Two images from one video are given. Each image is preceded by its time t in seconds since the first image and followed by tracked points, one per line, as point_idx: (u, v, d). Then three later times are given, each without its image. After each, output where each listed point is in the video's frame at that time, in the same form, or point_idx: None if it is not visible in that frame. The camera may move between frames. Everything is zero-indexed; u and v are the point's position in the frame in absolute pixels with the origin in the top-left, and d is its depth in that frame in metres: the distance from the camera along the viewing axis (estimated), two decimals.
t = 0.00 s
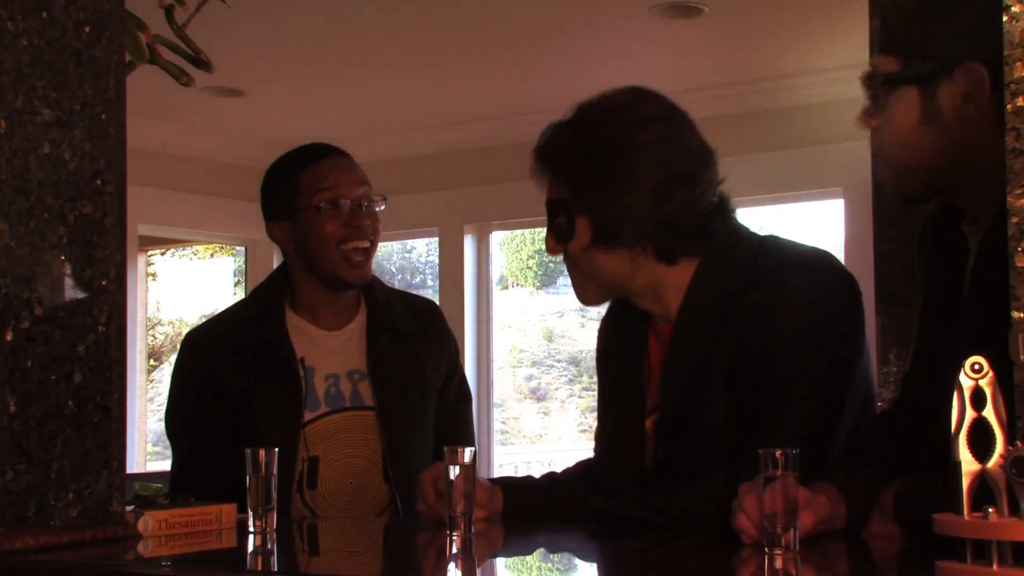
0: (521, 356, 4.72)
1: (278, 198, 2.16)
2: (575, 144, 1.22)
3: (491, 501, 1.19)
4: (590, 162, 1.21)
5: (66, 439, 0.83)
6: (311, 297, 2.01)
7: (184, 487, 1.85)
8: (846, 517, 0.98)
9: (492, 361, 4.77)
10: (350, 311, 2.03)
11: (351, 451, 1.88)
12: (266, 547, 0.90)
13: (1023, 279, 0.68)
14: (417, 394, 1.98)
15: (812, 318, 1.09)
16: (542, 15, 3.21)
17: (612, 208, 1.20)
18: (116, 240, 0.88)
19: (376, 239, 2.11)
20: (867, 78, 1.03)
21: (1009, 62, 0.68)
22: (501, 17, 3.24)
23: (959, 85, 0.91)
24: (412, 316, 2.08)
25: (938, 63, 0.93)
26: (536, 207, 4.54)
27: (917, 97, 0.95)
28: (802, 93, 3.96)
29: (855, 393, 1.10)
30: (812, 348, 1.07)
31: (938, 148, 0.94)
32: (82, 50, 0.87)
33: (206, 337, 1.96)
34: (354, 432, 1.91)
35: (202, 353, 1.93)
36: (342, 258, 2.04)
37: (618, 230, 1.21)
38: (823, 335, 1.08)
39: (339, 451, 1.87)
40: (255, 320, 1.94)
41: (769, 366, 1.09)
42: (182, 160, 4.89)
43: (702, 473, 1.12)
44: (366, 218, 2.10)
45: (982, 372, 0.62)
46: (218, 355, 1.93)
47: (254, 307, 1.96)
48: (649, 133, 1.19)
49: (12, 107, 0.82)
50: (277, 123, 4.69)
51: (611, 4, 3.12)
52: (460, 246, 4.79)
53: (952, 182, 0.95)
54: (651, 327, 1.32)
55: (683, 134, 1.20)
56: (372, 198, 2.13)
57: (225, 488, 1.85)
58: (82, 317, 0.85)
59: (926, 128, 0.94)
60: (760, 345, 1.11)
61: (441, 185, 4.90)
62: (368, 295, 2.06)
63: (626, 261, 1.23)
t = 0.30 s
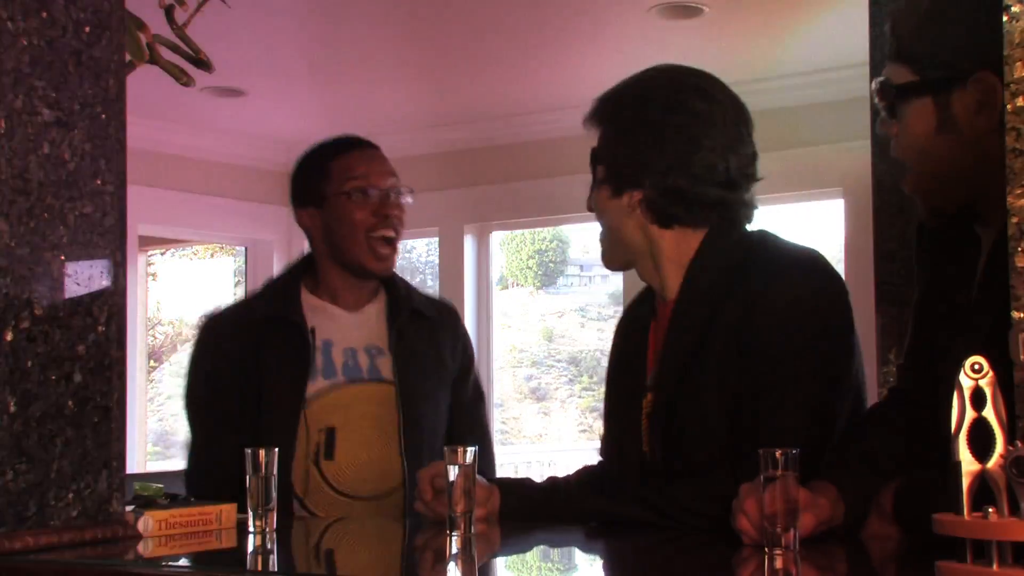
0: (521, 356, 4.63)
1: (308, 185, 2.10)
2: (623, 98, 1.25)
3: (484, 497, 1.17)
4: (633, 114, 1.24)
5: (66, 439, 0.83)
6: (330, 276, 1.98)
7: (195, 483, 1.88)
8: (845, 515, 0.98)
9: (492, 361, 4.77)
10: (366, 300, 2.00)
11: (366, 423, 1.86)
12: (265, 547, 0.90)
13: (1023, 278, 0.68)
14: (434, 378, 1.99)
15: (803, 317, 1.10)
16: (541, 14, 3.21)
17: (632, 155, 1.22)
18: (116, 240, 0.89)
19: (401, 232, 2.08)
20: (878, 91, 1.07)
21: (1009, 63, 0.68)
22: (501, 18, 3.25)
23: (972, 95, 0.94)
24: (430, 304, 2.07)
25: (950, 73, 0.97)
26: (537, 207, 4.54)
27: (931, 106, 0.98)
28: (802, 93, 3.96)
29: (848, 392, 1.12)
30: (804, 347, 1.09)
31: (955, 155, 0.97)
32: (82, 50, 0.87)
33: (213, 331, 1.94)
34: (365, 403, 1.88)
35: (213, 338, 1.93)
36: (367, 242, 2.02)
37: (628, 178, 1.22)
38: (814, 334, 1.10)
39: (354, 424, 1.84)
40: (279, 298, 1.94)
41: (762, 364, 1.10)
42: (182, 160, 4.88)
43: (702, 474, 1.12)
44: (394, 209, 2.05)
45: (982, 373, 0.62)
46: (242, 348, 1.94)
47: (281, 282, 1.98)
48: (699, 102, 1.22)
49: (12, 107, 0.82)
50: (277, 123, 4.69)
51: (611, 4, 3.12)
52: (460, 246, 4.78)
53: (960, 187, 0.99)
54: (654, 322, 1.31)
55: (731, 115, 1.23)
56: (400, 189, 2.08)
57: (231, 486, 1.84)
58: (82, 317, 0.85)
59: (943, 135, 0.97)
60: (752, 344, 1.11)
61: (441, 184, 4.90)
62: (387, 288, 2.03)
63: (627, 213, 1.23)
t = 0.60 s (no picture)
0: (520, 356, 4.72)
1: (320, 199, 2.24)
2: (625, 99, 1.23)
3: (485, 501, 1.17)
4: (629, 119, 1.21)
5: (66, 439, 0.83)
6: (341, 292, 2.10)
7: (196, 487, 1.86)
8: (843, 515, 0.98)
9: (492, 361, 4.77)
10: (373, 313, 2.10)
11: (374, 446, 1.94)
12: (265, 547, 0.90)
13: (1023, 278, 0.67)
14: (438, 395, 2.06)
15: (801, 315, 1.09)
16: (541, 14, 3.21)
17: (632, 160, 1.22)
18: (116, 240, 0.88)
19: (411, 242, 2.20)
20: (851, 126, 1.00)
21: (1009, 62, 0.68)
22: (501, 18, 3.25)
23: (949, 138, 0.88)
24: (435, 322, 2.16)
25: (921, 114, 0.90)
26: (536, 207, 4.53)
27: (907, 149, 0.92)
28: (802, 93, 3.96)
29: (849, 390, 1.10)
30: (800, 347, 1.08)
31: (942, 195, 0.92)
32: (82, 50, 0.87)
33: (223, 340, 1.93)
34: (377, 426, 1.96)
35: (221, 346, 1.92)
36: (383, 254, 2.14)
37: (629, 183, 1.23)
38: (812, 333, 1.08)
39: (364, 446, 1.93)
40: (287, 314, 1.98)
41: (759, 365, 1.10)
42: (182, 160, 4.88)
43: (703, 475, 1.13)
44: (405, 221, 2.19)
45: (982, 373, 0.62)
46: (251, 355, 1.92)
47: (291, 296, 2.02)
48: (691, 106, 1.18)
49: (12, 107, 0.82)
50: (277, 123, 4.69)
51: (610, 4, 3.12)
52: (460, 246, 4.79)
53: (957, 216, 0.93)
54: (656, 323, 1.33)
55: (728, 119, 1.19)
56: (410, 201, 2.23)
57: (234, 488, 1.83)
58: (82, 317, 0.85)
59: (926, 176, 0.92)
60: (751, 345, 1.11)
61: (441, 184, 4.90)
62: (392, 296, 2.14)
63: (628, 215, 1.26)
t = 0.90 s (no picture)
0: (520, 356, 4.72)
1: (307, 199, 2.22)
2: (619, 100, 1.23)
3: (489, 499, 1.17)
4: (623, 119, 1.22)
5: (66, 439, 0.83)
6: (329, 294, 2.08)
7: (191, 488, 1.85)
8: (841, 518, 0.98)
9: (492, 361, 4.78)
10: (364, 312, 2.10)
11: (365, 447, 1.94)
12: (266, 547, 0.90)
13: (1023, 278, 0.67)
14: (427, 395, 2.06)
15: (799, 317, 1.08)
16: (541, 14, 3.21)
17: (627, 161, 1.23)
18: (116, 240, 0.88)
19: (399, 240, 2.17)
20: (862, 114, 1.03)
21: (1010, 62, 0.68)
22: (501, 17, 3.24)
23: (954, 123, 0.90)
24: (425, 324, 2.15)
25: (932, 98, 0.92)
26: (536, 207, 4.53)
27: (913, 135, 0.94)
28: (801, 93, 3.96)
29: (849, 392, 1.10)
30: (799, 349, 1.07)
31: (943, 181, 0.93)
32: (82, 50, 0.87)
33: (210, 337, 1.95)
34: (367, 428, 1.96)
35: (213, 350, 1.92)
36: (371, 253, 2.11)
37: (623, 185, 1.24)
38: (809, 335, 1.08)
39: (352, 447, 1.93)
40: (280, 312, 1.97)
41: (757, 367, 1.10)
42: (182, 160, 4.88)
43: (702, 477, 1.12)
44: (391, 219, 2.16)
45: (982, 373, 0.62)
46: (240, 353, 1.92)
47: (286, 296, 2.01)
48: (682, 106, 1.18)
49: (12, 107, 0.82)
50: (277, 123, 4.69)
51: (610, 4, 3.12)
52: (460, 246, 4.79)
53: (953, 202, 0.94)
54: (653, 321, 1.33)
55: (718, 117, 1.18)
56: (396, 199, 2.20)
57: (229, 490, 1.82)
58: (82, 317, 0.85)
59: (929, 162, 0.93)
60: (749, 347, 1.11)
61: (441, 184, 4.90)
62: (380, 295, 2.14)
63: (624, 218, 1.26)
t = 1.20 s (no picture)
0: (520, 356, 4.73)
1: (315, 198, 2.20)
2: (616, 98, 1.22)
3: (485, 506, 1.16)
4: (621, 117, 1.21)
5: (66, 439, 0.83)
6: (336, 292, 2.10)
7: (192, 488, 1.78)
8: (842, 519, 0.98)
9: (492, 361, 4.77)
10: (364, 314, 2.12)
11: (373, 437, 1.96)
12: (266, 547, 0.90)
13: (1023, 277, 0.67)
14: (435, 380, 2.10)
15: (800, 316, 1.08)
16: (541, 14, 3.21)
17: (624, 161, 1.22)
18: (115, 240, 0.88)
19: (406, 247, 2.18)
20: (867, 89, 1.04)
21: (1010, 62, 0.68)
22: (501, 17, 3.24)
23: (960, 106, 0.92)
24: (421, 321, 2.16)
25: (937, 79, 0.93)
26: (536, 207, 4.53)
27: (918, 116, 0.96)
28: (802, 93, 3.96)
29: (848, 390, 1.10)
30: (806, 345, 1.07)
31: (942, 166, 0.96)
32: (82, 50, 0.87)
33: (211, 332, 1.92)
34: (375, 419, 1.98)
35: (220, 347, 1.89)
36: (375, 261, 2.11)
37: (620, 184, 1.23)
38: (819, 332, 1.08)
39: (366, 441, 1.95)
40: (287, 310, 1.99)
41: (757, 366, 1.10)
42: (182, 160, 4.88)
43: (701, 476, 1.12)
44: (401, 226, 2.16)
45: (982, 372, 0.62)
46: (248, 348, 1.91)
47: (289, 295, 2.01)
48: (681, 105, 1.17)
49: (12, 107, 0.82)
50: (277, 123, 4.69)
51: (610, 4, 3.12)
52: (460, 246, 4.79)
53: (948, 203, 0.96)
54: (651, 320, 1.33)
55: (716, 113, 1.18)
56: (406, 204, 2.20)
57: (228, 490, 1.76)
58: (82, 317, 0.85)
59: (932, 144, 0.95)
60: (749, 347, 1.11)
61: (441, 184, 4.90)
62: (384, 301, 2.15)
63: (622, 218, 1.26)
